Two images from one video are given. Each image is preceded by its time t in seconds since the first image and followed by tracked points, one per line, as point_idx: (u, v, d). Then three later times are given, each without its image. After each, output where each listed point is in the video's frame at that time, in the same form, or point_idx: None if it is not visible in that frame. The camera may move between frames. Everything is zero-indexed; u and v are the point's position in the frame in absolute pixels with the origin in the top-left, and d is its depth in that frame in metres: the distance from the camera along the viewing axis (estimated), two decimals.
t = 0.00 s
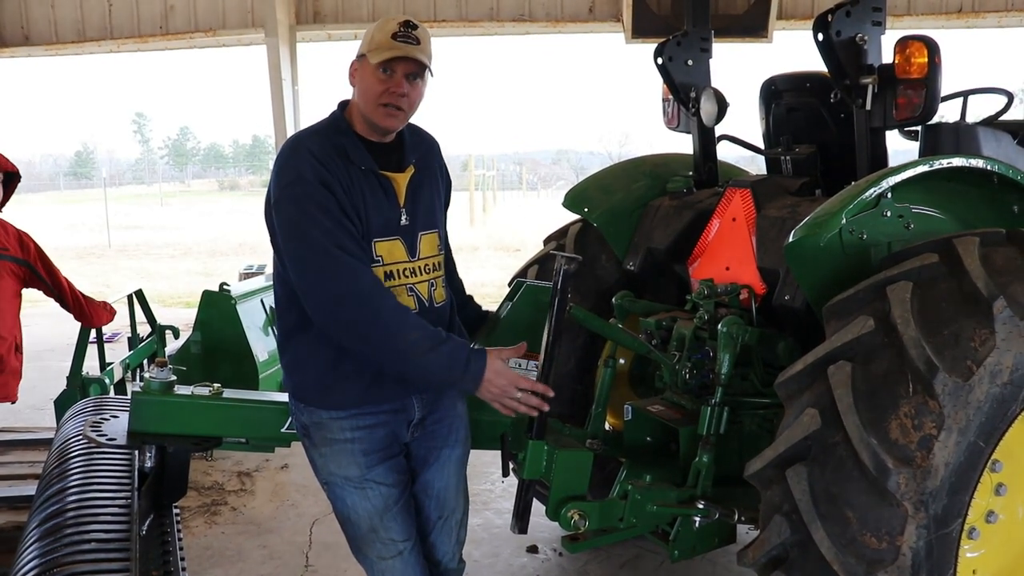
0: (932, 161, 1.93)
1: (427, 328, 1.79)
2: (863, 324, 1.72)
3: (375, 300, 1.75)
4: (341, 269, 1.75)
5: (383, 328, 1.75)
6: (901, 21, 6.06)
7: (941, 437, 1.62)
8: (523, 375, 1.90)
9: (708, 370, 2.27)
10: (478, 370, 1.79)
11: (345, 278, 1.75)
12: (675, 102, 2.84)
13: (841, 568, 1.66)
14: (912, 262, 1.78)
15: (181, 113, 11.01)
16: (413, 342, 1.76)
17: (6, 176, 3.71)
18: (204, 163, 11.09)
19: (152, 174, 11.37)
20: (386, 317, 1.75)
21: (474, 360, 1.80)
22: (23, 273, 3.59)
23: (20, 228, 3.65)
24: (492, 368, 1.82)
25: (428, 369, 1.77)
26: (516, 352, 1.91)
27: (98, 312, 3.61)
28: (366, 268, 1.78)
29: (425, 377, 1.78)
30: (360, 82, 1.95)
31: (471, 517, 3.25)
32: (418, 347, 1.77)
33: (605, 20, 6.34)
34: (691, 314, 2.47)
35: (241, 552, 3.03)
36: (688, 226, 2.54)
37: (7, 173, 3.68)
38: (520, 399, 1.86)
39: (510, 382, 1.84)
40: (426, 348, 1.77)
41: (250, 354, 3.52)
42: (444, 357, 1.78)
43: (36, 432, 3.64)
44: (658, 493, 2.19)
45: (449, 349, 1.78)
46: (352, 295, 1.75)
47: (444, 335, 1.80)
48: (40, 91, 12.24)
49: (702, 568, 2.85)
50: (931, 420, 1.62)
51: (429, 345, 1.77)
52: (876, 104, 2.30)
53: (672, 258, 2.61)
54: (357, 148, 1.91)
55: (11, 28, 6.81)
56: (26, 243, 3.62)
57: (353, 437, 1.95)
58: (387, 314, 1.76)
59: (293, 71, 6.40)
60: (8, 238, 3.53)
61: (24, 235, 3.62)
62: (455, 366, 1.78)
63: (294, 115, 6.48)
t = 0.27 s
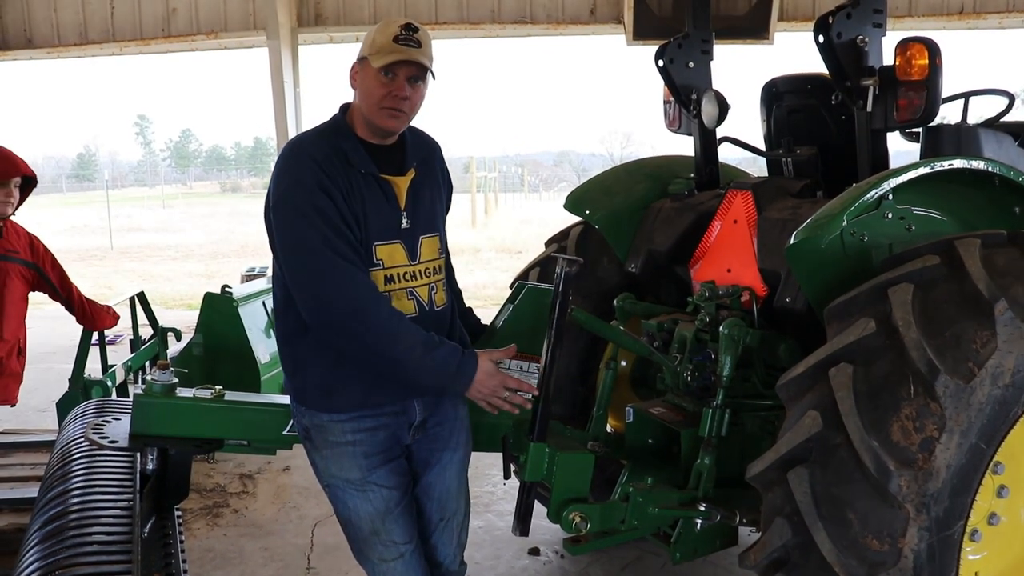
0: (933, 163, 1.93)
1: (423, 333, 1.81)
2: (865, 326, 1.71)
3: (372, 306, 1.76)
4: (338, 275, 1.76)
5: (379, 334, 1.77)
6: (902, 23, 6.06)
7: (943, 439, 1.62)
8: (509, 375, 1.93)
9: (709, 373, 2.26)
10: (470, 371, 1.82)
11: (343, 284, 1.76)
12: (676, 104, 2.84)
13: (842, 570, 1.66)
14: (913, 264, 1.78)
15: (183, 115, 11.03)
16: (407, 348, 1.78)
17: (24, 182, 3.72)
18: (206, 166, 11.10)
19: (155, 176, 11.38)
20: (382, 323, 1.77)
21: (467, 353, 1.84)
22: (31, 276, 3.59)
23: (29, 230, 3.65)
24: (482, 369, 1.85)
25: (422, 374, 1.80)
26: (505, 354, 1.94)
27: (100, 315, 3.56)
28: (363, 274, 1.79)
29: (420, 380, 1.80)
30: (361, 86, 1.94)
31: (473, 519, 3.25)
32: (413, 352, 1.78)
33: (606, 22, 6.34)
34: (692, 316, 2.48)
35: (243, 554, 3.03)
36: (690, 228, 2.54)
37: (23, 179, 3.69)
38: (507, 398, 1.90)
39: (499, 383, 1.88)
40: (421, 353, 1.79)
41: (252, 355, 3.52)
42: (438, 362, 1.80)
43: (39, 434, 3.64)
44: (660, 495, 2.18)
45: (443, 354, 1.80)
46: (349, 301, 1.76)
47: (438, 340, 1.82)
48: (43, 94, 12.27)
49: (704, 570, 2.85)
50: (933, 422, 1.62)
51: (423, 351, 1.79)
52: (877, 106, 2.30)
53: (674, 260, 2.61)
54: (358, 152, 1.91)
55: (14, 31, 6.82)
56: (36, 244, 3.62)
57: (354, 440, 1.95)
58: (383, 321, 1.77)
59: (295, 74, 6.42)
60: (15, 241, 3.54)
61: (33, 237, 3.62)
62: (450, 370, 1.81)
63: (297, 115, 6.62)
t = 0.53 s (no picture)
0: (933, 165, 1.93)
1: (421, 336, 1.80)
2: (866, 328, 1.71)
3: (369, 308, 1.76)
4: (336, 276, 1.76)
5: (377, 336, 1.77)
6: (902, 24, 6.06)
7: (943, 441, 1.62)
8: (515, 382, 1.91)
9: (709, 375, 2.28)
10: (471, 378, 1.81)
11: (341, 286, 1.76)
12: (676, 106, 2.84)
13: (843, 571, 1.66)
14: (914, 265, 1.78)
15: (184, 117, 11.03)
16: (405, 351, 1.77)
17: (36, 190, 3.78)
18: (207, 168, 11.11)
19: (156, 178, 11.38)
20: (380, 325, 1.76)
21: (469, 363, 1.82)
22: (33, 282, 3.60)
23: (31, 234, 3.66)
24: (486, 376, 1.83)
25: (421, 377, 1.79)
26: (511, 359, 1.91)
27: (101, 316, 3.56)
28: (361, 276, 1.78)
29: (419, 384, 1.79)
30: (361, 89, 1.95)
31: (474, 521, 3.25)
32: (412, 355, 1.78)
33: (607, 23, 6.35)
34: (693, 317, 2.48)
35: (244, 556, 3.03)
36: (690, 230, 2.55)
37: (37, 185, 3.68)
38: (515, 407, 1.88)
39: (504, 391, 1.85)
40: (420, 356, 1.78)
41: (253, 357, 3.52)
42: (439, 365, 1.79)
43: (40, 437, 3.64)
44: (661, 496, 2.18)
45: (443, 357, 1.79)
46: (347, 303, 1.76)
47: (438, 343, 1.81)
48: (44, 96, 12.28)
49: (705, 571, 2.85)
50: (934, 423, 1.62)
51: (422, 354, 1.78)
52: (877, 108, 2.30)
53: (674, 261, 2.62)
54: (356, 153, 1.91)
55: (15, 34, 6.83)
56: (37, 248, 3.65)
57: (354, 442, 1.95)
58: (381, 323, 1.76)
59: (296, 76, 6.43)
60: (18, 247, 3.54)
61: (36, 243, 3.65)
62: (449, 374, 1.79)
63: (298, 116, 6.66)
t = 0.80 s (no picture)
0: (934, 166, 1.93)
1: (417, 340, 1.80)
2: (866, 328, 1.71)
3: (365, 311, 1.77)
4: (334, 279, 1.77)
5: (373, 339, 1.77)
6: (904, 25, 6.07)
7: (944, 441, 1.62)
8: (510, 385, 1.93)
9: (710, 375, 2.28)
10: (466, 383, 1.82)
11: (337, 288, 1.76)
12: (677, 107, 2.84)
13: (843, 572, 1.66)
14: (915, 266, 1.77)
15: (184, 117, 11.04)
16: (401, 354, 1.78)
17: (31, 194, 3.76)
18: (208, 168, 11.12)
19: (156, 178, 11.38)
20: (376, 328, 1.77)
21: (463, 367, 1.83)
22: (28, 283, 3.60)
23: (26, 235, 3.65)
24: (480, 379, 1.85)
25: (417, 381, 1.79)
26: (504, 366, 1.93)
27: (100, 315, 3.56)
28: (357, 279, 1.79)
29: (415, 386, 1.80)
30: (368, 92, 1.92)
31: (474, 521, 3.25)
32: (408, 359, 1.78)
33: (608, 24, 6.35)
34: (693, 318, 2.49)
35: (244, 556, 3.03)
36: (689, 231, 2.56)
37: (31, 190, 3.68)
38: (509, 409, 1.89)
39: (499, 394, 1.86)
40: (415, 360, 1.78)
41: (253, 358, 3.52)
42: (434, 369, 1.80)
43: (40, 437, 3.64)
44: (661, 497, 2.18)
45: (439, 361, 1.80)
46: (344, 306, 1.76)
47: (433, 347, 1.82)
48: (44, 96, 12.29)
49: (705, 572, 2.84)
50: (934, 424, 1.62)
51: (418, 358, 1.79)
52: (878, 109, 2.29)
53: (675, 262, 2.62)
54: (353, 152, 1.91)
55: (15, 34, 6.83)
56: (32, 249, 3.63)
57: (354, 443, 1.95)
58: (377, 326, 1.77)
59: (296, 77, 6.44)
60: (13, 248, 3.53)
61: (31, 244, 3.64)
62: (445, 378, 1.81)
63: (298, 117, 6.68)
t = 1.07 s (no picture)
0: (934, 165, 1.93)
1: (403, 348, 1.80)
2: (866, 327, 1.71)
3: (355, 315, 1.76)
4: (325, 282, 1.77)
5: (362, 344, 1.77)
6: (904, 24, 6.07)
7: (943, 440, 1.62)
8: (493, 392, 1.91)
9: (710, 374, 2.29)
10: (446, 392, 1.82)
11: (328, 291, 1.77)
12: (677, 106, 2.83)
13: (843, 571, 1.66)
14: (915, 265, 1.77)
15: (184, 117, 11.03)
16: (388, 360, 1.78)
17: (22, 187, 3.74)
18: (208, 167, 11.12)
19: (156, 178, 11.39)
20: (365, 333, 1.77)
21: (446, 376, 1.82)
22: (27, 279, 3.60)
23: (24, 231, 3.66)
24: (463, 388, 1.84)
25: (403, 388, 1.79)
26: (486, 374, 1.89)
27: (99, 314, 3.56)
28: (347, 282, 1.79)
29: (402, 393, 1.80)
30: (387, 101, 1.89)
31: (474, 521, 3.25)
32: (395, 366, 1.78)
33: (608, 23, 6.35)
34: (693, 317, 2.49)
35: (244, 556, 3.03)
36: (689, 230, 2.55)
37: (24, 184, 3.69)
38: (489, 416, 1.88)
39: (481, 403, 1.86)
40: (402, 367, 1.78)
41: (252, 358, 3.52)
42: (417, 379, 1.79)
43: (40, 437, 3.64)
44: (661, 496, 2.19)
45: (426, 368, 1.80)
46: (334, 310, 1.76)
47: (420, 354, 1.81)
48: (43, 96, 12.29)
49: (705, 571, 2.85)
50: (934, 423, 1.62)
51: (403, 365, 1.79)
52: (878, 108, 2.29)
53: (675, 261, 2.62)
54: (350, 149, 1.90)
55: (14, 34, 6.83)
56: (31, 244, 3.64)
57: (354, 443, 1.95)
58: (365, 330, 1.77)
59: (296, 77, 6.44)
60: (11, 244, 3.54)
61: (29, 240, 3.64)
62: (428, 388, 1.80)
63: (297, 116, 6.69)
